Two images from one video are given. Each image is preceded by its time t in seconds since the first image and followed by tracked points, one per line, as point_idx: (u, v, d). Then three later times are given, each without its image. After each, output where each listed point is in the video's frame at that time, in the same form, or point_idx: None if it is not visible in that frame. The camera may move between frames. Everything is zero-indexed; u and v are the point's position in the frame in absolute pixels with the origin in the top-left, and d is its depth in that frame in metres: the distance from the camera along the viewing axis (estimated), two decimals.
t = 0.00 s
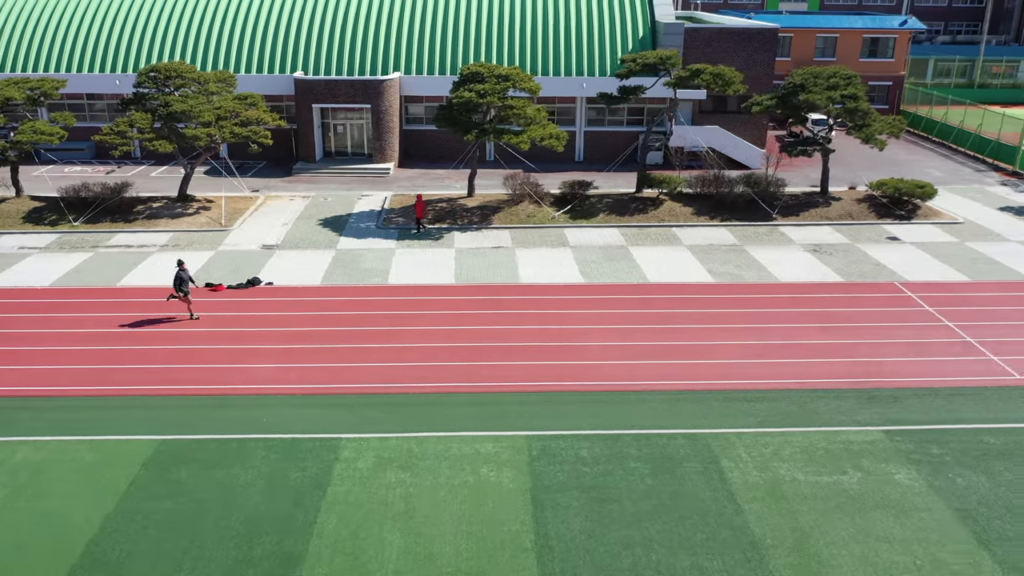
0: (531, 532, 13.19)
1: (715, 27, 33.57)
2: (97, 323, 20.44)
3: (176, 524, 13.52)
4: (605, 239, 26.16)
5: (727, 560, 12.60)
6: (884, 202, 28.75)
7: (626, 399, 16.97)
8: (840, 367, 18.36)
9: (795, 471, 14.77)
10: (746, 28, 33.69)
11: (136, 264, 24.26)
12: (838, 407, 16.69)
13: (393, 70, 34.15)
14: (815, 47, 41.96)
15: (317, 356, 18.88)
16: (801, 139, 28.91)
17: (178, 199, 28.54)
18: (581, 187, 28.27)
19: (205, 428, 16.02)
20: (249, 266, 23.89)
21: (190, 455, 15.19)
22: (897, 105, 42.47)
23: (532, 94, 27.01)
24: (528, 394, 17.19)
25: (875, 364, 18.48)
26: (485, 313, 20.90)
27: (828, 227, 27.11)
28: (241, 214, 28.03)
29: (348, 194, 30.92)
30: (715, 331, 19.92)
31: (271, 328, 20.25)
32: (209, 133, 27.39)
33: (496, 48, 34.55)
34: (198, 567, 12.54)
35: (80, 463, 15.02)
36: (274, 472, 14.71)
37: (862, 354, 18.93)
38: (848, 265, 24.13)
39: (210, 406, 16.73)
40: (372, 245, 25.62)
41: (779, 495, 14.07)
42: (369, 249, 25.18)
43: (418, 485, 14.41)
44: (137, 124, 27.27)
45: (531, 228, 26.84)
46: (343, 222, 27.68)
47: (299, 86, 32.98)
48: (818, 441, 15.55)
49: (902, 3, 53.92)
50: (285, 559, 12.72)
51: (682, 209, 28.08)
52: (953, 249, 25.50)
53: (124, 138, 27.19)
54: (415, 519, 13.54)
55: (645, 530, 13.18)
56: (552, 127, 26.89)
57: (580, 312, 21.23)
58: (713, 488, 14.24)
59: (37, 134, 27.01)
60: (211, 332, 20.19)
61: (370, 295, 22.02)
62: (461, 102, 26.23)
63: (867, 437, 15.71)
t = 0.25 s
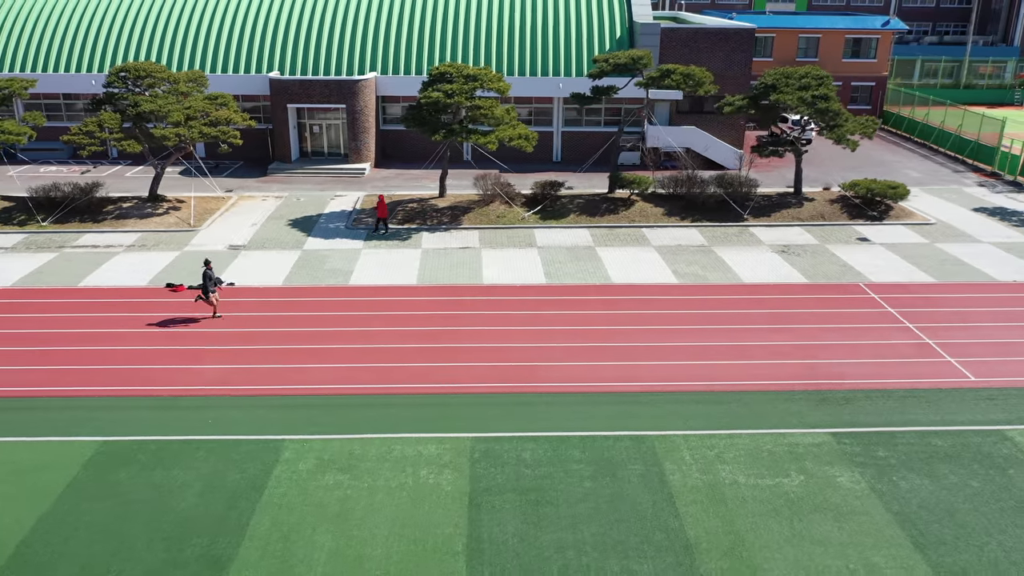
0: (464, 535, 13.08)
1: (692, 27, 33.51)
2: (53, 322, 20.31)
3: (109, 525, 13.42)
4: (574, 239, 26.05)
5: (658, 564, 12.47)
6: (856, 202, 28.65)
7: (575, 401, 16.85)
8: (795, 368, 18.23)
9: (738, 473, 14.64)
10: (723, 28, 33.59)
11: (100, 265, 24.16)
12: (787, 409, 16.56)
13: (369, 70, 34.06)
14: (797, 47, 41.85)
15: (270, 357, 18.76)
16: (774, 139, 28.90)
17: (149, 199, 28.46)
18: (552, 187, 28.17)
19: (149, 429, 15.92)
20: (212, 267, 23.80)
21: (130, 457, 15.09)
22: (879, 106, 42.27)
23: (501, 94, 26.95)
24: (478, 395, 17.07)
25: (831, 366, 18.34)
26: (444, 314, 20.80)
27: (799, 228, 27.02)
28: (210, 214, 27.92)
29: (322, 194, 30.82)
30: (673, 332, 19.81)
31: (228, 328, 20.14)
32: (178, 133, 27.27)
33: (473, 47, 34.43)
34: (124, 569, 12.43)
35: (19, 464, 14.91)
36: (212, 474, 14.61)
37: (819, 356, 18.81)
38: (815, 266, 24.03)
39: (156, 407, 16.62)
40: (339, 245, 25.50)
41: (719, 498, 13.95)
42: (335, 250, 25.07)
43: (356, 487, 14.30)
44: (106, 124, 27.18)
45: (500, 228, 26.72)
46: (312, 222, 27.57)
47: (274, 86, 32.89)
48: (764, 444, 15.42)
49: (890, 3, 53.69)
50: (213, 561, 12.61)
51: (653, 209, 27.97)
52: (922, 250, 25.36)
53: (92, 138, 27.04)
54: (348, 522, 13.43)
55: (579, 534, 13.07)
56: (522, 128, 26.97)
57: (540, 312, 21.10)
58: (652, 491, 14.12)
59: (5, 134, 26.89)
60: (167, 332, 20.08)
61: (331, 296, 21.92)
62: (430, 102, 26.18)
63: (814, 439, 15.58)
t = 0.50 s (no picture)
0: (420, 539, 12.97)
1: (677, 28, 33.49)
2: (26, 324, 20.21)
3: (64, 529, 13.31)
4: (553, 241, 25.94)
5: (613, 568, 12.36)
6: (839, 204, 28.56)
7: (543, 403, 16.75)
8: (767, 371, 18.12)
9: (701, 477, 14.53)
10: (707, 28, 33.53)
11: (76, 265, 24.03)
12: (756, 412, 16.45)
13: (354, 70, 33.98)
14: (786, 48, 41.80)
15: (240, 359, 18.67)
16: (757, 140, 28.93)
17: (129, 199, 28.36)
18: (533, 188, 28.07)
19: (112, 432, 15.82)
20: (188, 269, 23.70)
21: (90, 460, 14.99)
22: (869, 107, 42.28)
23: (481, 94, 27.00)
24: (445, 398, 16.97)
25: (803, 368, 18.23)
26: (418, 316, 20.70)
27: (780, 230, 26.94)
28: (190, 215, 27.82)
29: (304, 194, 30.72)
30: (646, 334, 19.72)
31: (200, 330, 20.04)
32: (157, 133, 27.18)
33: (458, 47, 34.32)
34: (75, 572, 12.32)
35: None
36: (172, 477, 14.51)
37: (792, 358, 18.70)
38: (794, 268, 23.94)
39: (121, 410, 16.52)
40: (318, 246, 25.37)
41: (680, 502, 13.84)
42: (313, 251, 24.95)
43: (315, 490, 14.20)
44: (85, 124, 27.09)
45: (480, 229, 26.60)
46: (292, 223, 27.45)
47: (257, 86, 32.76)
48: (730, 447, 15.32)
49: (881, 4, 53.54)
50: (166, 565, 12.51)
51: (634, 211, 27.88)
52: (903, 251, 25.27)
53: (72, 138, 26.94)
54: (305, 526, 13.33)
55: (536, 538, 12.96)
56: (501, 129, 26.92)
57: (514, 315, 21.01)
58: (613, 495, 14.02)
59: None
60: (139, 333, 19.98)
61: (305, 298, 21.84)
62: (409, 103, 26.15)
63: (780, 443, 15.47)
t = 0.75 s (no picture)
0: (384, 544, 12.88)
1: (665, 28, 33.41)
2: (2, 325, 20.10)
3: (26, 532, 13.22)
4: (537, 242, 25.85)
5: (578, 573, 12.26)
6: (826, 205, 28.46)
7: (517, 406, 16.66)
8: (744, 373, 18.04)
9: (671, 481, 14.43)
10: (696, 28, 33.47)
11: (58, 266, 23.91)
12: (730, 415, 16.35)
13: (341, 70, 33.93)
14: (778, 48, 41.78)
15: (215, 361, 18.59)
16: (744, 141, 28.83)
17: (114, 200, 28.28)
18: (518, 190, 27.98)
19: (81, 434, 15.73)
20: (169, 269, 23.54)
21: (57, 463, 14.90)
22: (861, 107, 42.03)
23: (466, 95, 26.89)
24: (419, 401, 16.88)
25: (781, 370, 18.12)
26: (398, 319, 20.67)
27: (765, 231, 26.86)
28: (174, 216, 27.72)
29: (291, 195, 30.63)
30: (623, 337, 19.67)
31: (178, 331, 19.95)
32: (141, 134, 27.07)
33: (446, 48, 34.22)
34: None
35: None
36: (139, 480, 14.42)
37: (770, 360, 18.63)
38: (777, 270, 23.87)
39: (92, 412, 16.44)
40: (301, 247, 25.25)
41: (649, 506, 13.74)
42: (295, 252, 24.83)
43: (283, 494, 14.11)
44: (69, 125, 26.94)
45: (465, 230, 26.50)
46: (277, 224, 27.35)
47: (244, 87, 32.66)
48: (702, 450, 15.22)
49: (875, 5, 53.36)
50: (127, 570, 12.41)
51: (619, 212, 27.79)
52: (888, 253, 25.19)
53: (55, 139, 26.80)
54: (270, 530, 13.24)
55: (501, 542, 12.87)
56: (486, 130, 26.67)
57: (494, 317, 20.92)
58: (582, 499, 13.92)
59: None
60: (116, 335, 19.90)
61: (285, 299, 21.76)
62: (393, 103, 26.05)
63: (753, 446, 15.37)
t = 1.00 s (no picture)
0: (354, 545, 12.82)
1: (656, 28, 33.31)
2: None
3: None
4: (524, 242, 25.79)
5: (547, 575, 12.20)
6: (814, 205, 28.39)
7: (494, 407, 16.61)
8: (725, 374, 17.97)
9: (646, 482, 14.36)
10: (687, 29, 33.42)
11: (42, 266, 23.85)
12: (708, 416, 16.28)
13: (332, 70, 33.87)
14: (771, 48, 41.75)
15: (195, 361, 18.52)
16: (733, 141, 28.78)
17: (101, 200, 28.24)
18: (506, 190, 27.92)
19: (56, 435, 15.67)
20: (153, 270, 23.48)
21: (30, 464, 14.84)
22: (854, 107, 42.28)
23: (453, 95, 26.86)
24: (397, 401, 16.81)
25: (762, 371, 18.04)
26: (380, 319, 20.62)
27: (753, 231, 26.80)
28: (161, 216, 27.66)
29: (280, 195, 30.56)
30: (605, 338, 19.61)
31: (159, 331, 19.89)
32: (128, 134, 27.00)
33: (437, 47, 34.18)
34: None
35: None
36: (112, 481, 14.36)
37: (751, 361, 18.57)
38: (762, 270, 23.80)
39: (68, 412, 16.38)
40: (286, 247, 25.17)
41: (622, 508, 13.67)
42: (281, 252, 24.76)
43: (255, 495, 14.05)
44: (56, 125, 26.85)
45: (451, 230, 26.43)
46: (264, 224, 27.29)
47: (233, 86, 32.59)
48: (679, 452, 15.15)
49: (870, 4, 53.24)
50: (94, 571, 12.35)
51: (607, 212, 27.73)
52: (875, 254, 25.15)
53: (42, 139, 26.73)
54: (240, 531, 13.17)
55: (471, 544, 12.82)
56: (473, 129, 26.75)
57: (477, 317, 20.85)
58: (554, 500, 13.86)
59: None
60: (97, 335, 19.83)
61: (268, 299, 21.71)
62: (380, 104, 26.00)
63: (730, 447, 15.30)
